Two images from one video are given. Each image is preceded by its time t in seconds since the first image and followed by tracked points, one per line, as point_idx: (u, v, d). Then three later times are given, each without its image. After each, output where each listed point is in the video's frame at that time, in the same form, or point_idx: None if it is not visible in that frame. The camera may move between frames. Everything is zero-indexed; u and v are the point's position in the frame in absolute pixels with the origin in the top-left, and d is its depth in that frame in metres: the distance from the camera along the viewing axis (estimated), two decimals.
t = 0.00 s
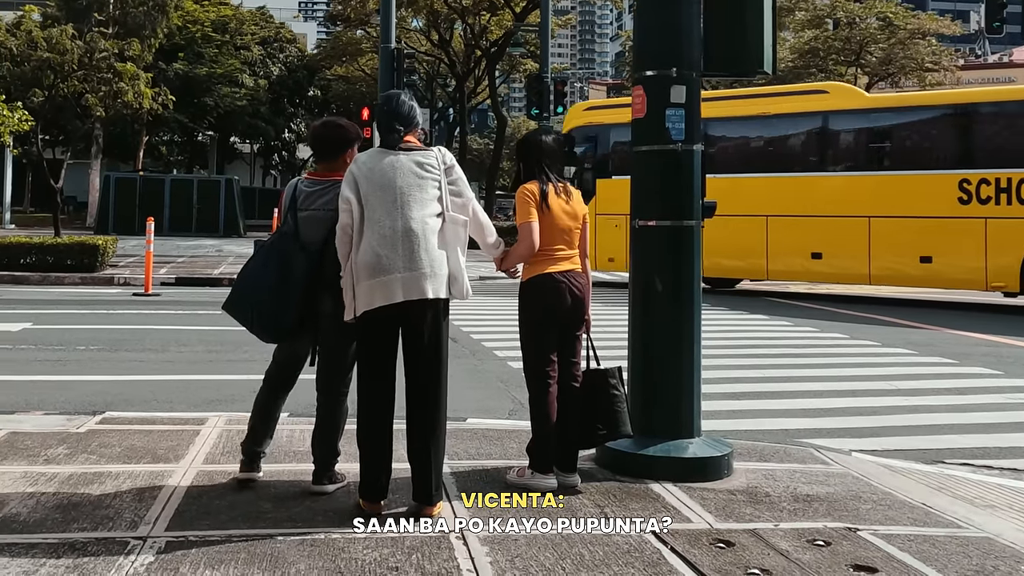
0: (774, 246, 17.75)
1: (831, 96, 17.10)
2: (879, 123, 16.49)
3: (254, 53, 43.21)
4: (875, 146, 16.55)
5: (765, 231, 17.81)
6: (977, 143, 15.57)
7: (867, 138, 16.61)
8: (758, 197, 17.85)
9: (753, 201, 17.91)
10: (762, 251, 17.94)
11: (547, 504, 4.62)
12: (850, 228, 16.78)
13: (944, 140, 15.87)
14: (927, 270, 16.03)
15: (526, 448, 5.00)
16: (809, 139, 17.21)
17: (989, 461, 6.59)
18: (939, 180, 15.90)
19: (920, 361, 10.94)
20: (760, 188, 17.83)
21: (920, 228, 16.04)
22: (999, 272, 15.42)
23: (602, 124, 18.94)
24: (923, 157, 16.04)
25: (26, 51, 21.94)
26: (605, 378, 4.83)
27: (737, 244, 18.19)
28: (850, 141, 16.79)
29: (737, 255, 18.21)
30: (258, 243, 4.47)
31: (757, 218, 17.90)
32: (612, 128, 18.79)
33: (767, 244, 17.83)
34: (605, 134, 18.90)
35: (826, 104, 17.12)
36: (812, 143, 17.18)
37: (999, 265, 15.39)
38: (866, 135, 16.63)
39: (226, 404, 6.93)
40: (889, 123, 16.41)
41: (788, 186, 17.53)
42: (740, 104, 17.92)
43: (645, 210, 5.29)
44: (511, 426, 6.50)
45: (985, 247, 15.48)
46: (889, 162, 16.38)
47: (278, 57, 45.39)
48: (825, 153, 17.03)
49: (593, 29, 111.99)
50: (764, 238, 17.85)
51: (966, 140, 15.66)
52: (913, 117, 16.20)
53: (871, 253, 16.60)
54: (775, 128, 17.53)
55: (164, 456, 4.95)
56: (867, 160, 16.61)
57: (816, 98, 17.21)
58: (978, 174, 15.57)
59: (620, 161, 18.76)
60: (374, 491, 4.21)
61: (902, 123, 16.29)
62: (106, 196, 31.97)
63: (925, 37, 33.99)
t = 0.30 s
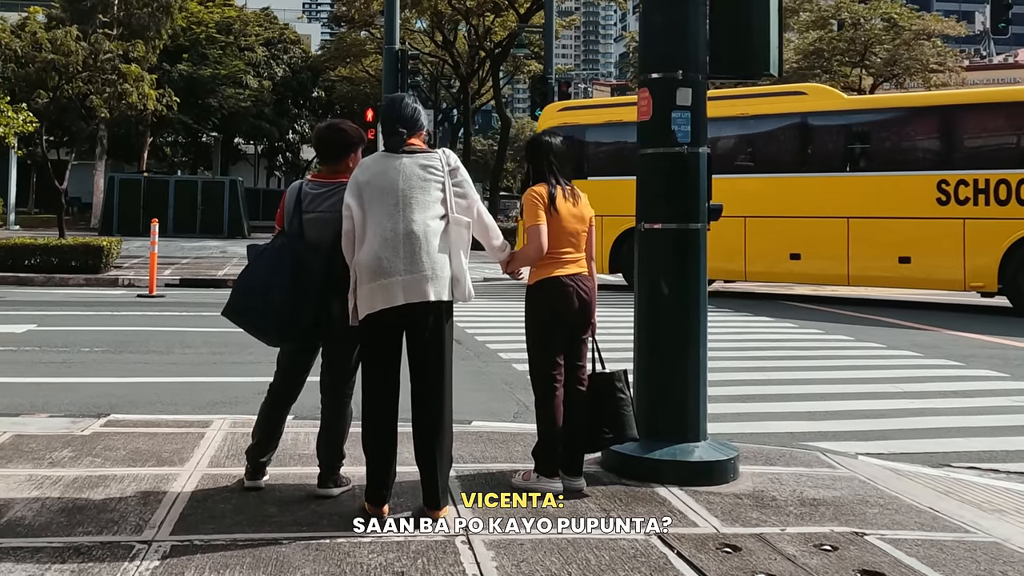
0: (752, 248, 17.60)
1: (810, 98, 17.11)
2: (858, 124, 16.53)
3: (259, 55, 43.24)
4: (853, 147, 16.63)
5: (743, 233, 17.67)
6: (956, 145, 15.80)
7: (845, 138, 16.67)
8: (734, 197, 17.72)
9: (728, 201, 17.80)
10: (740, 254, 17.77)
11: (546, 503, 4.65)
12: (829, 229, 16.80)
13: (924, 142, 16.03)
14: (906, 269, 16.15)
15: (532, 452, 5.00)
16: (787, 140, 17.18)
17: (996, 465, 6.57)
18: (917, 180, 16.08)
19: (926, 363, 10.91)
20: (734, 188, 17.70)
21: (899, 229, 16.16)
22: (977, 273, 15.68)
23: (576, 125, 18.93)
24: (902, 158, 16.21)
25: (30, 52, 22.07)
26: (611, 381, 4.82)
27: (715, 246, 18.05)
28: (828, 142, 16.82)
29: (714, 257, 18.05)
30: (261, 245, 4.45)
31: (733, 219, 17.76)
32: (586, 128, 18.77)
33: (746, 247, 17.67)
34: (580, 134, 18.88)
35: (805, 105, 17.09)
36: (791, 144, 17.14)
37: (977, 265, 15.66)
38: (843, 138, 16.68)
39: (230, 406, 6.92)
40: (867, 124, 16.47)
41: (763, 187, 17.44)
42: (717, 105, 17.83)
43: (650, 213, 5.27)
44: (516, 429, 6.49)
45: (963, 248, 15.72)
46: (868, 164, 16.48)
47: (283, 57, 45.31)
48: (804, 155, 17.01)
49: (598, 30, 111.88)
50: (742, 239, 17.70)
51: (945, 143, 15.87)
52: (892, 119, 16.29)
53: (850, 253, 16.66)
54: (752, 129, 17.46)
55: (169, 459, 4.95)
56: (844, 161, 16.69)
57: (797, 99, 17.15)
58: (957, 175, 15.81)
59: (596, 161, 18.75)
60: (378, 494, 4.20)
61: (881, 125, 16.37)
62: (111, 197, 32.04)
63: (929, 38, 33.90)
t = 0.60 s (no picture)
0: (733, 249, 17.48)
1: (791, 100, 17.18)
2: (840, 124, 16.60)
3: (265, 56, 43.30)
4: (834, 148, 16.64)
5: (724, 236, 17.58)
6: (937, 146, 15.81)
7: (827, 140, 16.69)
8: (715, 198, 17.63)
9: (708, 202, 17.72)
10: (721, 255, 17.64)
11: (547, 504, 4.67)
12: (811, 230, 16.75)
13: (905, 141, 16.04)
14: (888, 271, 16.13)
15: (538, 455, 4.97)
16: (768, 140, 17.17)
17: (1006, 468, 6.53)
18: (899, 180, 16.07)
19: (933, 366, 10.86)
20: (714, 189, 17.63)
21: (883, 230, 16.13)
22: (959, 273, 15.66)
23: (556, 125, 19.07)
24: (884, 159, 16.21)
25: (37, 54, 22.14)
26: (617, 382, 4.81)
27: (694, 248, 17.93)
28: (811, 143, 16.83)
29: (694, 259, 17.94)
30: (269, 248, 4.44)
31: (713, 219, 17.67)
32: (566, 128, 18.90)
33: (726, 249, 17.56)
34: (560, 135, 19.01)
35: (785, 106, 17.17)
36: (772, 145, 17.14)
37: (958, 265, 15.65)
38: (824, 139, 16.72)
39: (236, 409, 6.92)
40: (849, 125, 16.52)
41: (744, 188, 17.35)
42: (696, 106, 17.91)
43: (658, 214, 5.25)
44: (523, 432, 6.47)
45: (945, 249, 15.72)
46: (848, 165, 16.50)
47: (289, 59, 45.46)
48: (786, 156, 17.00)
49: (605, 32, 111.76)
50: (723, 240, 17.60)
51: (926, 144, 15.88)
52: (873, 121, 16.33)
53: (831, 254, 16.61)
54: (734, 129, 17.45)
55: (175, 461, 4.94)
56: (826, 161, 16.68)
57: (778, 100, 17.23)
58: (938, 176, 15.82)
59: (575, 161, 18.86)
60: (382, 498, 4.18)
61: (862, 127, 16.41)
62: (117, 198, 32.12)
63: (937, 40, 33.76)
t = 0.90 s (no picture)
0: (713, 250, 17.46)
1: (771, 100, 17.02)
2: (820, 126, 16.60)
3: (269, 57, 43.40)
4: (814, 149, 16.63)
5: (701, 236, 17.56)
6: (917, 146, 15.90)
7: (807, 142, 16.67)
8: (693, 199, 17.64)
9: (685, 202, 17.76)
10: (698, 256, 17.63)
11: (547, 504, 4.67)
12: (791, 231, 16.75)
13: (884, 142, 16.11)
14: (870, 271, 16.17)
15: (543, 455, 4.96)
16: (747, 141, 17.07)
17: (1013, 470, 6.51)
18: (878, 182, 16.13)
19: (939, 367, 10.84)
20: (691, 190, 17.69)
21: (865, 231, 16.15)
22: (939, 274, 15.73)
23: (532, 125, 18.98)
24: (864, 160, 16.26)
25: (42, 55, 22.14)
26: (622, 383, 4.81)
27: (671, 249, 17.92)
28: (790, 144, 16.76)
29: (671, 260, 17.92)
30: (275, 249, 4.44)
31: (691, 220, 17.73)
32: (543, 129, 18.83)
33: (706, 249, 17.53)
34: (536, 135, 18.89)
35: (765, 107, 17.03)
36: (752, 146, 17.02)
37: (939, 265, 15.71)
38: (804, 140, 16.69)
39: (241, 409, 6.93)
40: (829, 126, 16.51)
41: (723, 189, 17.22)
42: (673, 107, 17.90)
43: (663, 215, 5.25)
44: (527, 432, 6.47)
45: (926, 249, 15.77)
46: (828, 167, 16.51)
47: (293, 61, 45.79)
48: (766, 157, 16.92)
49: (609, 33, 111.68)
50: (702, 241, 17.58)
51: (906, 144, 15.96)
52: (853, 122, 16.35)
53: (813, 255, 16.62)
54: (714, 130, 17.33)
55: (180, 461, 4.94)
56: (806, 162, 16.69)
57: (758, 100, 17.06)
58: (919, 177, 15.92)
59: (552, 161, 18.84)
60: (388, 497, 4.18)
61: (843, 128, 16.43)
62: (121, 199, 32.21)
63: (942, 41, 33.69)
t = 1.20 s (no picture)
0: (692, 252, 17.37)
1: (751, 101, 16.95)
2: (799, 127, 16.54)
3: (269, 59, 43.40)
4: (793, 151, 16.59)
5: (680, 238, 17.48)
6: (896, 148, 15.92)
7: (786, 142, 16.61)
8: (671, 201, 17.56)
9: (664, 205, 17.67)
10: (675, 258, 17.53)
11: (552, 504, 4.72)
12: (770, 233, 16.72)
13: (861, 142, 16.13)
14: (849, 273, 16.18)
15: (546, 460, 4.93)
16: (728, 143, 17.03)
17: (1018, 474, 6.48)
18: (857, 185, 16.15)
19: (942, 370, 10.81)
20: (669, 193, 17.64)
21: (844, 233, 16.17)
22: (919, 274, 15.73)
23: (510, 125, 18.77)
24: (842, 162, 16.27)
25: (42, 57, 22.08)
26: (619, 388, 4.77)
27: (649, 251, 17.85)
28: (769, 145, 16.70)
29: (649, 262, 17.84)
30: (276, 254, 4.42)
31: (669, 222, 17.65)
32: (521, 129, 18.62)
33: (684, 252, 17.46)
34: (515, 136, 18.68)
35: (744, 109, 16.95)
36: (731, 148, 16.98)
37: (918, 266, 15.72)
38: (784, 141, 16.62)
39: (241, 412, 6.89)
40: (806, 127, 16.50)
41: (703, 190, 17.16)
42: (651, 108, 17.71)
43: (666, 219, 5.23)
44: (530, 437, 6.43)
45: (905, 250, 15.78)
46: (808, 169, 16.49)
47: (293, 62, 45.68)
48: (746, 158, 16.86)
49: (609, 35, 111.74)
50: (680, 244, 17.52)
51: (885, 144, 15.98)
52: (834, 123, 16.37)
53: (792, 258, 16.60)
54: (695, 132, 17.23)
55: (182, 466, 4.92)
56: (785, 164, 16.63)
57: (737, 102, 16.99)
58: (898, 180, 15.91)
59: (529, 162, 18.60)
60: (392, 503, 4.16)
61: (821, 129, 16.44)
62: (122, 201, 32.19)
63: (943, 43, 33.68)
